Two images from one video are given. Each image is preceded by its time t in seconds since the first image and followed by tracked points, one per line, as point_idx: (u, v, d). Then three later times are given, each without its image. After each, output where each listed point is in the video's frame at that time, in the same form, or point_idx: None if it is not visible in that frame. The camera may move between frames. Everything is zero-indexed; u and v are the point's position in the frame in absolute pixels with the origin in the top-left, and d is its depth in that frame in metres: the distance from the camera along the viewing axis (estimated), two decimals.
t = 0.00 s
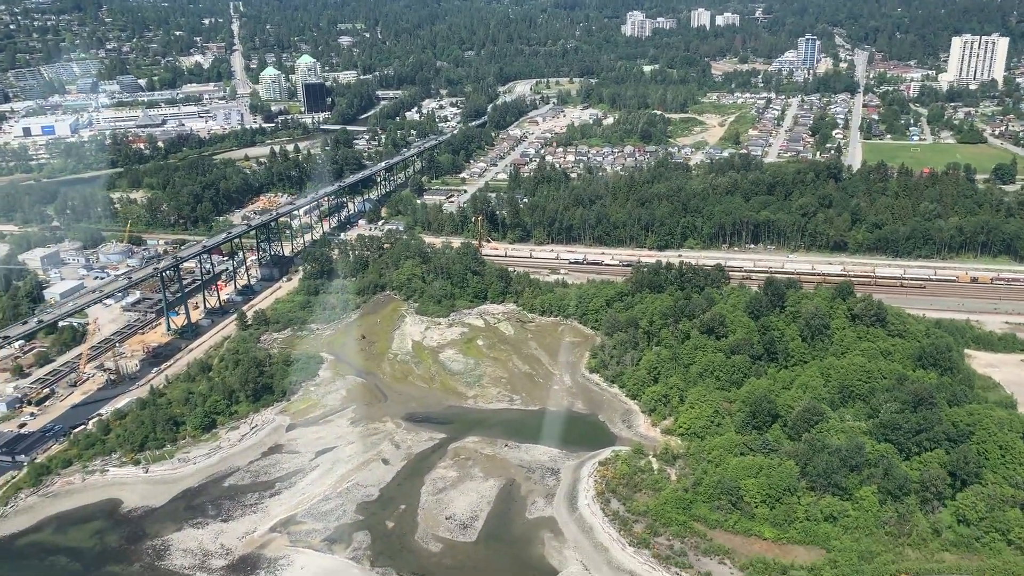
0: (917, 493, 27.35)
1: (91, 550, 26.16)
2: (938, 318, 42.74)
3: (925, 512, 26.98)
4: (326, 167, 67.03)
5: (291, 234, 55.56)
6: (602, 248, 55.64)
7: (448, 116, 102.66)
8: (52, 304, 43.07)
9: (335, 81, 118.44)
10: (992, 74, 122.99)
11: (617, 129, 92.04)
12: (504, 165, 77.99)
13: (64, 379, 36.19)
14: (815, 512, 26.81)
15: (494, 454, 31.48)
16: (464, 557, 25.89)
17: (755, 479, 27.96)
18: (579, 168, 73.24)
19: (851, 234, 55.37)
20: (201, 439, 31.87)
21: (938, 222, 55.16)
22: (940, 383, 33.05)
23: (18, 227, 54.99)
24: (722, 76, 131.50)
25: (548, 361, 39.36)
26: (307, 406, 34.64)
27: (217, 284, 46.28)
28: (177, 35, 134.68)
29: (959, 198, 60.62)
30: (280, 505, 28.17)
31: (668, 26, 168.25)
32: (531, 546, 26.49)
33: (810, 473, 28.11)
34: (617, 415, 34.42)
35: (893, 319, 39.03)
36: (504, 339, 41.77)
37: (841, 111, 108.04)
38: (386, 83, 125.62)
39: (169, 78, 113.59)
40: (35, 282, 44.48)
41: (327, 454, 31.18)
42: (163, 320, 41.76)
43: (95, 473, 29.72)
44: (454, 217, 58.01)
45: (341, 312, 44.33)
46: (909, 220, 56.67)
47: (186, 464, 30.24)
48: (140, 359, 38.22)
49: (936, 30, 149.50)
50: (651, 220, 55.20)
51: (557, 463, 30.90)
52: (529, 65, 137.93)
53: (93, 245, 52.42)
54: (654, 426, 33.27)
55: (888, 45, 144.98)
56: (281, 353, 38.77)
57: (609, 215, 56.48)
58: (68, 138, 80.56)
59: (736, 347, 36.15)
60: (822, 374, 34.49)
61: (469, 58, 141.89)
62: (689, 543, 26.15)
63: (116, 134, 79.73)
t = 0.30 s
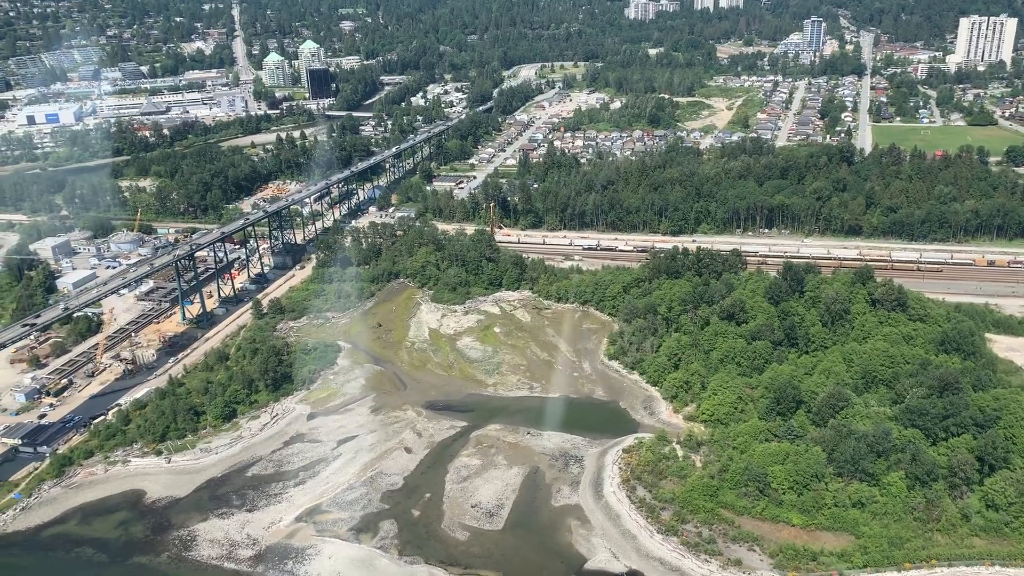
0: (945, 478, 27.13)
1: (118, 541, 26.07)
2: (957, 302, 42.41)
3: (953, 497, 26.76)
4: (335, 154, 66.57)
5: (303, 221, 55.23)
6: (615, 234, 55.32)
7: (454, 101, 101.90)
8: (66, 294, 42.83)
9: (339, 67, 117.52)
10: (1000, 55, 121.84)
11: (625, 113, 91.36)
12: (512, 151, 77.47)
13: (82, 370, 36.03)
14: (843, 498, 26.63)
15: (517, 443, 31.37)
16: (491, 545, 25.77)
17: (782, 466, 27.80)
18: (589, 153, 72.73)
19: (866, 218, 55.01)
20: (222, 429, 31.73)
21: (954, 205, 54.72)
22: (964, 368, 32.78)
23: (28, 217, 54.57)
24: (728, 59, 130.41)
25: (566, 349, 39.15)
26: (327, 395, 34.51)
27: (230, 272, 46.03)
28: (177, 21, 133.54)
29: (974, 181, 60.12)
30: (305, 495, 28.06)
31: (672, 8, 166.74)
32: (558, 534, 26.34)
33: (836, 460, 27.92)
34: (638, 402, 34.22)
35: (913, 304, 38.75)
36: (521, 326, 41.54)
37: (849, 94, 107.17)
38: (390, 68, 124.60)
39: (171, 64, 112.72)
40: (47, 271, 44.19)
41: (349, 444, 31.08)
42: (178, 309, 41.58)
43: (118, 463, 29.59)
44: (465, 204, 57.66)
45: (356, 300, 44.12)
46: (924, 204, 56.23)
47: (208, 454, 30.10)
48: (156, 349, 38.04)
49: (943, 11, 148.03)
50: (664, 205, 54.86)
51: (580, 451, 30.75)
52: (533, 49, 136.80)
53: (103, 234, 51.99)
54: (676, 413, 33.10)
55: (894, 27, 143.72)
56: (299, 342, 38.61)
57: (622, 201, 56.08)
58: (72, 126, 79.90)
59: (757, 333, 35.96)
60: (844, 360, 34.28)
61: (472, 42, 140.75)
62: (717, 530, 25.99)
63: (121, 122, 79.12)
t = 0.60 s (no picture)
0: (971, 463, 26.94)
1: (141, 527, 26.01)
2: (975, 285, 42.13)
3: (978, 482, 26.58)
4: (342, 136, 65.97)
5: (312, 204, 54.81)
6: (627, 217, 54.93)
7: (459, 83, 100.96)
8: (77, 279, 42.55)
9: (341, 48, 116.35)
10: (1009, 35, 120.54)
11: (632, 94, 90.54)
12: (520, 133, 76.82)
13: (97, 355, 35.82)
14: (868, 482, 26.49)
15: (537, 427, 31.27)
16: (516, 530, 25.70)
17: (807, 450, 27.67)
18: (598, 135, 72.14)
19: (880, 200, 54.63)
20: (241, 414, 31.58)
21: (968, 187, 54.28)
22: (986, 351, 32.54)
23: (34, 201, 54.09)
24: (734, 40, 129.15)
25: (583, 333, 38.93)
26: (345, 379, 34.37)
27: (242, 256, 45.70)
28: (177, 2, 132.01)
29: (988, 163, 59.61)
30: (327, 480, 27.99)
31: None
32: (583, 519, 26.25)
33: (861, 444, 27.77)
34: (657, 386, 34.05)
35: (932, 287, 38.47)
36: (536, 310, 41.29)
37: (857, 74, 106.19)
38: (392, 49, 123.34)
39: (171, 46, 111.47)
40: (58, 255, 43.80)
41: (370, 429, 30.99)
42: (191, 293, 41.33)
43: (138, 449, 29.46)
44: (475, 187, 57.21)
45: (370, 284, 43.82)
46: (938, 186, 55.79)
47: (228, 440, 29.96)
48: (171, 333, 37.82)
49: None
50: (677, 188, 54.42)
51: (601, 436, 30.61)
52: (537, 30, 135.42)
53: (112, 218, 51.38)
54: (696, 397, 32.95)
55: (901, 7, 142.20)
56: (314, 326, 38.39)
57: (634, 183, 55.62)
58: (75, 108, 79.11)
59: (776, 317, 35.76)
60: (865, 344, 34.08)
61: (475, 23, 139.28)
62: (743, 515, 25.89)
63: (124, 104, 78.31)
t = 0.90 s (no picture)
0: (994, 445, 26.84)
1: (163, 512, 25.89)
2: (991, 266, 41.89)
3: (1002, 464, 26.47)
4: (348, 117, 65.25)
5: (320, 186, 54.27)
6: (637, 199, 54.45)
7: (462, 62, 99.80)
8: (87, 263, 42.20)
9: (342, 28, 114.82)
10: (1015, 14, 119.24)
11: (637, 74, 89.59)
12: (525, 113, 76.06)
13: (109, 339, 35.54)
14: (892, 464, 26.41)
15: (556, 410, 31.12)
16: (539, 514, 25.60)
17: (829, 433, 27.62)
18: (605, 116, 71.44)
19: (892, 180, 54.19)
20: (257, 398, 31.40)
21: (981, 168, 53.82)
22: (1006, 333, 32.37)
23: (38, 182, 53.71)
24: (738, 18, 127.77)
25: (597, 315, 38.64)
26: (361, 363, 34.26)
27: (251, 239, 45.30)
28: None
29: (999, 143, 59.10)
30: (348, 464, 27.92)
31: None
32: (606, 502, 26.12)
33: (884, 426, 27.68)
34: (675, 369, 33.87)
35: (949, 269, 38.25)
36: (549, 293, 40.98)
37: (863, 54, 105.16)
38: (393, 29, 121.89)
39: (170, 26, 109.97)
40: (66, 238, 43.41)
41: (388, 413, 30.89)
42: (202, 277, 41.02)
43: (155, 433, 29.25)
44: (484, 168, 56.67)
45: (381, 266, 43.45)
46: (950, 166, 55.39)
47: (246, 424, 29.80)
48: (183, 317, 37.56)
49: None
50: (687, 169, 53.95)
51: (620, 419, 30.43)
52: (538, 9, 133.76)
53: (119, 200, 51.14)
54: (714, 379, 32.81)
55: None
56: (328, 309, 38.15)
57: (644, 164, 55.09)
58: (74, 89, 78.04)
59: (793, 300, 35.60)
60: (883, 326, 33.94)
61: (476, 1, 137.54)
62: (767, 498, 25.83)
63: (124, 85, 77.23)
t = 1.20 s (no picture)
0: (1015, 422, 26.84)
1: (184, 493, 25.79)
2: (1004, 242, 41.69)
3: None
4: (351, 94, 64.42)
5: (325, 163, 53.67)
6: (646, 175, 53.90)
7: (463, 37, 98.47)
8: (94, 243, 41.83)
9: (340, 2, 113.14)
10: None
11: (641, 49, 88.52)
12: (529, 88, 75.17)
13: (121, 319, 35.26)
14: (914, 442, 26.42)
15: (573, 389, 30.97)
16: (562, 493, 25.53)
17: (850, 410, 27.58)
18: (610, 91, 70.65)
19: (901, 156, 53.77)
20: (273, 378, 31.22)
21: (991, 143, 53.39)
22: None
23: (40, 161, 52.91)
24: None
25: (611, 294, 38.31)
26: (376, 342, 34.18)
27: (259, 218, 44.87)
28: None
29: (1009, 118, 58.58)
30: (367, 445, 27.89)
31: None
32: (627, 480, 26.05)
33: (904, 404, 27.66)
34: (691, 347, 33.71)
35: (964, 245, 38.03)
36: (562, 272, 40.62)
37: (868, 28, 103.99)
38: (391, 4, 120.17)
39: (165, 1, 108.17)
40: (72, 218, 43.02)
41: (405, 393, 30.81)
42: (212, 256, 40.68)
43: (172, 414, 29.07)
44: (490, 145, 56.07)
45: (390, 245, 43.07)
46: (960, 141, 54.95)
47: (263, 404, 29.63)
48: (194, 297, 37.27)
49: None
50: (696, 145, 53.49)
51: (639, 397, 30.28)
52: None
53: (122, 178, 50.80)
54: (731, 357, 32.69)
55: None
56: (340, 289, 37.91)
57: (653, 140, 54.53)
58: (71, 66, 76.87)
59: (809, 277, 35.42)
60: (900, 302, 33.82)
61: None
62: (789, 476, 25.84)
63: (122, 61, 76.07)
